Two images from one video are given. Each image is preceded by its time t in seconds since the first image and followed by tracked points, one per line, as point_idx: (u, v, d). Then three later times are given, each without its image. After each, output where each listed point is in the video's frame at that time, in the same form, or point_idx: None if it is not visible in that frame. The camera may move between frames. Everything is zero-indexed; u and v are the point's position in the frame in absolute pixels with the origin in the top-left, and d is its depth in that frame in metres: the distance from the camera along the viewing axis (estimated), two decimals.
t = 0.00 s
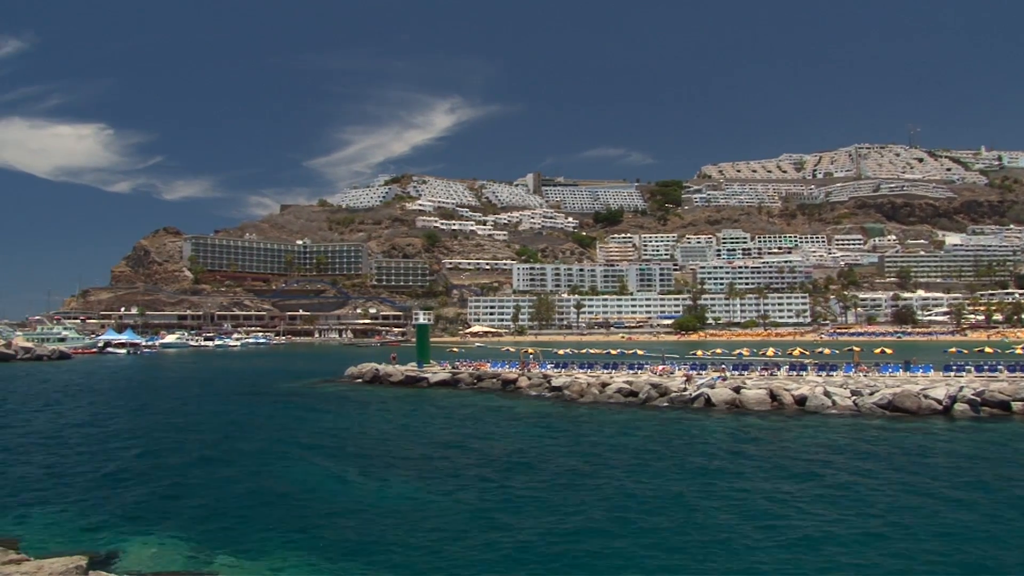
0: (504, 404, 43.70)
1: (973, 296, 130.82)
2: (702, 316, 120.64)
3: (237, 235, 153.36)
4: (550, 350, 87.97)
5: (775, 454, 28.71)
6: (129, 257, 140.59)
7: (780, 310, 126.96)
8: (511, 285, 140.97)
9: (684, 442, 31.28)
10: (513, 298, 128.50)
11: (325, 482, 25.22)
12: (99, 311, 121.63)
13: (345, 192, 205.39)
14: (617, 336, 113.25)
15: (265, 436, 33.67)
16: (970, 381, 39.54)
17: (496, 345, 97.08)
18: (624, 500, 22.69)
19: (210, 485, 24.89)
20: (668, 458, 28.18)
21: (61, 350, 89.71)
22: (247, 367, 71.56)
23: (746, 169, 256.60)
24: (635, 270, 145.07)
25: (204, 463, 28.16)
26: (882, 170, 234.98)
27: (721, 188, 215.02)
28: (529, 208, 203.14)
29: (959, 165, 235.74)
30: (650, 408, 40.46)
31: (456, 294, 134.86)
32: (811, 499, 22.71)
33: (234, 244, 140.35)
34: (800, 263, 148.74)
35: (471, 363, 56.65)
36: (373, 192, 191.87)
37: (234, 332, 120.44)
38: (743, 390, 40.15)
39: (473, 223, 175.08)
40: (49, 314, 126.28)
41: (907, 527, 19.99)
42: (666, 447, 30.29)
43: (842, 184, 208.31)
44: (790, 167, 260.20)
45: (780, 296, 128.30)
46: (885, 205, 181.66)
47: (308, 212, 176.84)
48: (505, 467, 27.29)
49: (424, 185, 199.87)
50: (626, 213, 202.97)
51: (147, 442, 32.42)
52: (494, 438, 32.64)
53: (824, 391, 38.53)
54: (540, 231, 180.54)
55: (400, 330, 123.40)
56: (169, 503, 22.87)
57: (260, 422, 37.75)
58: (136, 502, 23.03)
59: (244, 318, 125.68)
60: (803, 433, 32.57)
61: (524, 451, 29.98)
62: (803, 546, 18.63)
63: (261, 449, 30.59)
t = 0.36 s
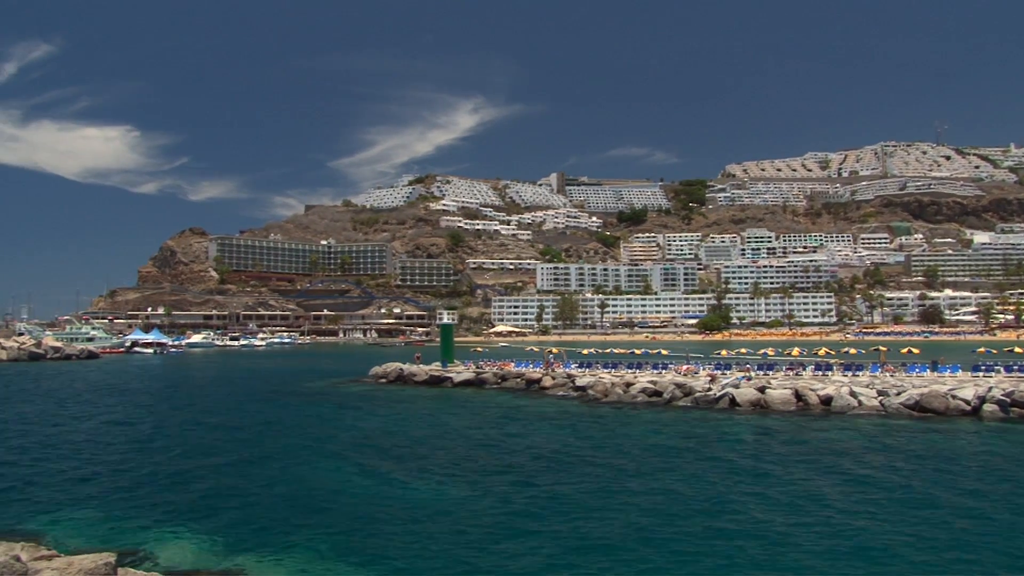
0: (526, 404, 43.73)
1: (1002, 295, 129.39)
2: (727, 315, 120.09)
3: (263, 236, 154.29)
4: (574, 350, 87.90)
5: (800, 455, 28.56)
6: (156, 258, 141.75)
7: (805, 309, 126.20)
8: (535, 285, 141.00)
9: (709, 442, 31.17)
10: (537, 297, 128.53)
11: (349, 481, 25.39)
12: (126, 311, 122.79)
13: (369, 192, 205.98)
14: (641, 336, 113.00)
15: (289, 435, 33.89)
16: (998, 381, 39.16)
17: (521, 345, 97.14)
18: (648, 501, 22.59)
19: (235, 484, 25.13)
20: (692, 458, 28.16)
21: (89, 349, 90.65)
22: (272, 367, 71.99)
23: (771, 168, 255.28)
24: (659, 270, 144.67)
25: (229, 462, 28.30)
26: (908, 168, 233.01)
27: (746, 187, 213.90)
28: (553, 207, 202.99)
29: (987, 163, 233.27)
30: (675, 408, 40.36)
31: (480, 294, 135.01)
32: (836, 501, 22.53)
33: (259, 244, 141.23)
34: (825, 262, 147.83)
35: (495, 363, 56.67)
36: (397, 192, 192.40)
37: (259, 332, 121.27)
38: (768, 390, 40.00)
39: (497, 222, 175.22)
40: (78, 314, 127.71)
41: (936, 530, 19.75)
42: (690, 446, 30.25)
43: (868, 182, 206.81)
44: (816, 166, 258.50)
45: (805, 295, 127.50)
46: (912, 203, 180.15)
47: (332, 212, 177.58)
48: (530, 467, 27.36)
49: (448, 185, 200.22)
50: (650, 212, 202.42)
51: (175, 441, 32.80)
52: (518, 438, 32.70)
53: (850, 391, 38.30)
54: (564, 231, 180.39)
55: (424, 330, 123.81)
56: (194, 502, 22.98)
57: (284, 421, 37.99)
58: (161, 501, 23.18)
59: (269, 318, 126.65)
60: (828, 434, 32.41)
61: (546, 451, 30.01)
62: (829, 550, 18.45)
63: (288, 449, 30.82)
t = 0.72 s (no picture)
0: (554, 404, 43.75)
1: None
2: (754, 315, 119.43)
3: (290, 236, 155.20)
4: (600, 349, 87.67)
5: (828, 456, 28.38)
6: (185, 258, 142.88)
7: (834, 309, 125.13)
8: (561, 284, 140.86)
9: (737, 442, 31.05)
10: (563, 297, 128.40)
11: (375, 480, 25.57)
12: (156, 311, 123.93)
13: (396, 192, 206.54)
14: (669, 336, 112.60)
15: (317, 434, 34.13)
16: None
17: (547, 345, 96.96)
18: (675, 502, 22.49)
19: (264, 482, 25.37)
20: (718, 459, 28.08)
21: (120, 349, 91.57)
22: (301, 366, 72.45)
23: (798, 166, 253.47)
24: (686, 269, 144.03)
25: (257, 462, 28.46)
26: (939, 166, 230.49)
27: (773, 185, 212.46)
28: (580, 207, 202.62)
29: (1019, 160, 230.29)
30: (702, 408, 40.24)
31: (506, 294, 135.04)
32: (864, 502, 22.37)
33: (287, 244, 142.11)
34: (854, 261, 146.58)
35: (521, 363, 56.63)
36: (423, 192, 192.82)
37: (286, 332, 121.97)
38: (796, 390, 39.78)
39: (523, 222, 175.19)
40: (109, 314, 129.10)
41: (966, 535, 19.43)
42: (718, 447, 30.16)
43: (898, 181, 204.91)
44: (844, 164, 256.35)
45: (834, 295, 126.43)
46: (942, 201, 178.17)
47: (359, 212, 178.25)
48: (556, 466, 27.42)
49: (474, 185, 200.36)
50: (677, 212, 201.64)
51: (204, 439, 33.10)
52: (545, 438, 32.72)
53: (879, 392, 38.00)
54: (590, 230, 180.02)
55: (451, 329, 124.05)
56: (222, 502, 23.12)
57: (312, 420, 38.27)
58: (190, 499, 23.35)
59: (296, 317, 127.61)
60: (857, 434, 32.18)
61: (572, 451, 30.03)
62: (859, 553, 18.24)
63: (316, 448, 31.01)
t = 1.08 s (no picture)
0: (581, 403, 43.72)
1: None
2: (782, 315, 118.71)
3: (318, 237, 156.08)
4: (627, 349, 87.51)
5: (860, 456, 28.13)
6: (213, 259, 143.97)
7: (862, 308, 124.04)
8: (588, 284, 140.73)
9: (765, 443, 30.85)
10: (590, 296, 128.29)
11: (404, 480, 25.60)
12: (185, 310, 125.08)
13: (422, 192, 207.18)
14: (696, 336, 112.20)
15: (344, 434, 34.29)
16: None
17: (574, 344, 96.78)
18: (703, 502, 22.40)
19: (293, 482, 25.45)
20: (747, 460, 27.87)
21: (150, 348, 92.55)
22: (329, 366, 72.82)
23: (826, 164, 251.68)
24: (713, 269, 143.36)
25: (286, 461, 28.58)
26: (970, 163, 227.99)
27: (801, 183, 211.04)
28: (606, 206, 202.32)
29: None
30: (730, 408, 40.07)
31: (532, 293, 135.06)
32: (897, 504, 22.10)
33: (314, 244, 142.94)
34: (883, 260, 145.37)
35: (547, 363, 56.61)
36: (449, 192, 193.30)
37: (314, 331, 122.65)
38: (824, 390, 39.54)
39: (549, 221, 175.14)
40: (139, 315, 130.38)
41: (1001, 538, 19.15)
42: (747, 448, 29.98)
43: (927, 179, 202.94)
44: (873, 162, 254.11)
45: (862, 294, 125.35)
46: (973, 199, 176.25)
47: (386, 212, 178.88)
48: (584, 467, 27.33)
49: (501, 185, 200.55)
50: (704, 211, 200.83)
51: (233, 439, 33.30)
52: (571, 438, 32.69)
53: (909, 392, 37.69)
54: (616, 230, 179.68)
55: (477, 329, 124.15)
56: (250, 501, 23.19)
57: (340, 420, 38.43)
58: (219, 498, 23.44)
59: (324, 317, 128.39)
60: (887, 435, 31.92)
61: (601, 451, 29.93)
62: (891, 555, 18.07)
63: (344, 447, 31.12)
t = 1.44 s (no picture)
0: (605, 403, 43.65)
1: None
2: (807, 314, 117.99)
3: (342, 237, 156.76)
4: (652, 349, 87.31)
5: (890, 458, 27.83)
6: (238, 259, 144.85)
7: (888, 307, 123.02)
8: (611, 283, 140.51)
9: (792, 443, 30.62)
10: (613, 296, 128.10)
11: (430, 481, 25.53)
12: (211, 310, 126.05)
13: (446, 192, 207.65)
14: (720, 335, 111.76)
15: (368, 434, 34.34)
16: None
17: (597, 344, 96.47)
18: (726, 503, 22.31)
19: (320, 483, 25.42)
20: (774, 461, 27.66)
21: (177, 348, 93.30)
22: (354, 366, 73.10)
23: (852, 163, 249.92)
24: (737, 268, 142.69)
25: (312, 462, 28.60)
26: (998, 161, 225.64)
27: (827, 182, 209.62)
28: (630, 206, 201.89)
29: None
30: (754, 408, 39.89)
31: (555, 293, 134.93)
32: (931, 507, 21.80)
33: (338, 244, 143.59)
34: (909, 259, 144.18)
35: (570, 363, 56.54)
36: (473, 192, 193.61)
37: (339, 331, 123.18)
38: (850, 390, 39.31)
39: (573, 221, 175.01)
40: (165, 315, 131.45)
41: None
42: (773, 449, 29.77)
43: (954, 177, 201.10)
44: (899, 160, 251.96)
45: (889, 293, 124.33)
46: (1001, 198, 174.43)
47: (409, 212, 179.29)
48: (609, 468, 27.21)
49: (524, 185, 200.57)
50: (728, 210, 199.95)
51: (260, 438, 33.42)
52: (595, 439, 32.59)
53: (936, 392, 37.38)
54: (640, 229, 179.25)
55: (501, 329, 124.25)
56: (278, 502, 23.18)
57: (364, 419, 38.53)
58: (248, 499, 23.45)
59: (348, 317, 128.94)
60: (916, 435, 31.60)
61: (626, 452, 29.79)
62: (920, 558, 17.87)
63: (369, 448, 31.11)
